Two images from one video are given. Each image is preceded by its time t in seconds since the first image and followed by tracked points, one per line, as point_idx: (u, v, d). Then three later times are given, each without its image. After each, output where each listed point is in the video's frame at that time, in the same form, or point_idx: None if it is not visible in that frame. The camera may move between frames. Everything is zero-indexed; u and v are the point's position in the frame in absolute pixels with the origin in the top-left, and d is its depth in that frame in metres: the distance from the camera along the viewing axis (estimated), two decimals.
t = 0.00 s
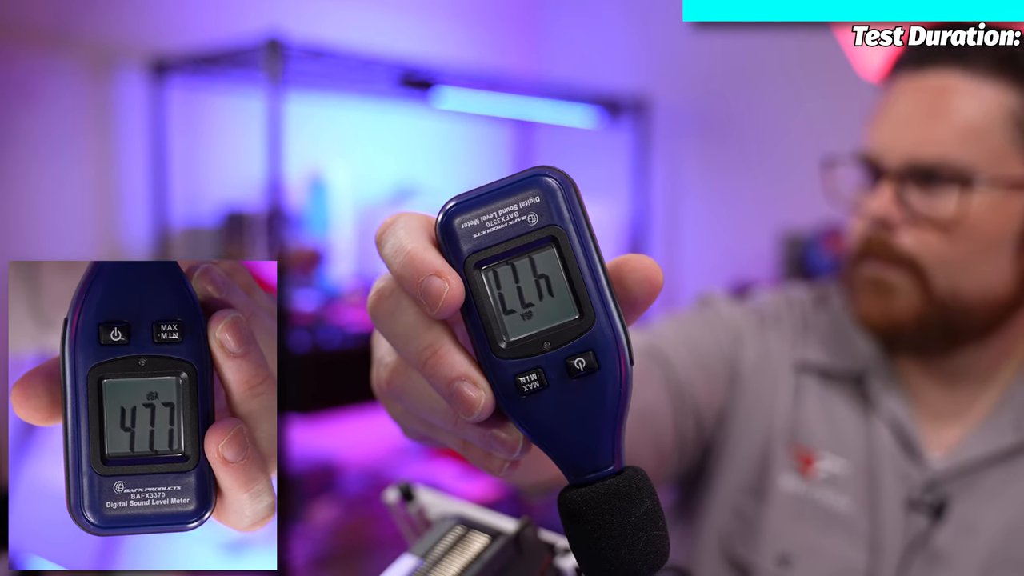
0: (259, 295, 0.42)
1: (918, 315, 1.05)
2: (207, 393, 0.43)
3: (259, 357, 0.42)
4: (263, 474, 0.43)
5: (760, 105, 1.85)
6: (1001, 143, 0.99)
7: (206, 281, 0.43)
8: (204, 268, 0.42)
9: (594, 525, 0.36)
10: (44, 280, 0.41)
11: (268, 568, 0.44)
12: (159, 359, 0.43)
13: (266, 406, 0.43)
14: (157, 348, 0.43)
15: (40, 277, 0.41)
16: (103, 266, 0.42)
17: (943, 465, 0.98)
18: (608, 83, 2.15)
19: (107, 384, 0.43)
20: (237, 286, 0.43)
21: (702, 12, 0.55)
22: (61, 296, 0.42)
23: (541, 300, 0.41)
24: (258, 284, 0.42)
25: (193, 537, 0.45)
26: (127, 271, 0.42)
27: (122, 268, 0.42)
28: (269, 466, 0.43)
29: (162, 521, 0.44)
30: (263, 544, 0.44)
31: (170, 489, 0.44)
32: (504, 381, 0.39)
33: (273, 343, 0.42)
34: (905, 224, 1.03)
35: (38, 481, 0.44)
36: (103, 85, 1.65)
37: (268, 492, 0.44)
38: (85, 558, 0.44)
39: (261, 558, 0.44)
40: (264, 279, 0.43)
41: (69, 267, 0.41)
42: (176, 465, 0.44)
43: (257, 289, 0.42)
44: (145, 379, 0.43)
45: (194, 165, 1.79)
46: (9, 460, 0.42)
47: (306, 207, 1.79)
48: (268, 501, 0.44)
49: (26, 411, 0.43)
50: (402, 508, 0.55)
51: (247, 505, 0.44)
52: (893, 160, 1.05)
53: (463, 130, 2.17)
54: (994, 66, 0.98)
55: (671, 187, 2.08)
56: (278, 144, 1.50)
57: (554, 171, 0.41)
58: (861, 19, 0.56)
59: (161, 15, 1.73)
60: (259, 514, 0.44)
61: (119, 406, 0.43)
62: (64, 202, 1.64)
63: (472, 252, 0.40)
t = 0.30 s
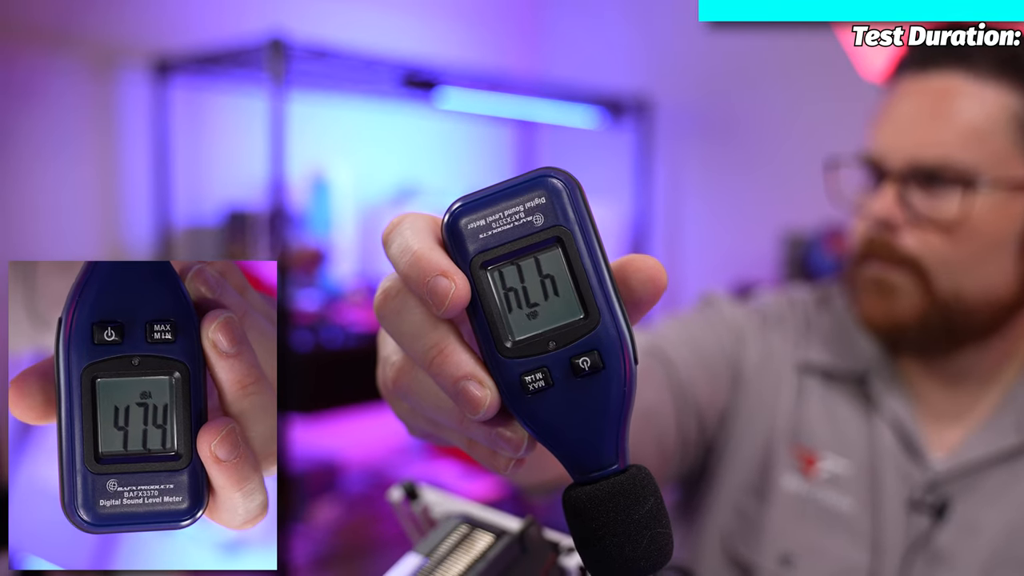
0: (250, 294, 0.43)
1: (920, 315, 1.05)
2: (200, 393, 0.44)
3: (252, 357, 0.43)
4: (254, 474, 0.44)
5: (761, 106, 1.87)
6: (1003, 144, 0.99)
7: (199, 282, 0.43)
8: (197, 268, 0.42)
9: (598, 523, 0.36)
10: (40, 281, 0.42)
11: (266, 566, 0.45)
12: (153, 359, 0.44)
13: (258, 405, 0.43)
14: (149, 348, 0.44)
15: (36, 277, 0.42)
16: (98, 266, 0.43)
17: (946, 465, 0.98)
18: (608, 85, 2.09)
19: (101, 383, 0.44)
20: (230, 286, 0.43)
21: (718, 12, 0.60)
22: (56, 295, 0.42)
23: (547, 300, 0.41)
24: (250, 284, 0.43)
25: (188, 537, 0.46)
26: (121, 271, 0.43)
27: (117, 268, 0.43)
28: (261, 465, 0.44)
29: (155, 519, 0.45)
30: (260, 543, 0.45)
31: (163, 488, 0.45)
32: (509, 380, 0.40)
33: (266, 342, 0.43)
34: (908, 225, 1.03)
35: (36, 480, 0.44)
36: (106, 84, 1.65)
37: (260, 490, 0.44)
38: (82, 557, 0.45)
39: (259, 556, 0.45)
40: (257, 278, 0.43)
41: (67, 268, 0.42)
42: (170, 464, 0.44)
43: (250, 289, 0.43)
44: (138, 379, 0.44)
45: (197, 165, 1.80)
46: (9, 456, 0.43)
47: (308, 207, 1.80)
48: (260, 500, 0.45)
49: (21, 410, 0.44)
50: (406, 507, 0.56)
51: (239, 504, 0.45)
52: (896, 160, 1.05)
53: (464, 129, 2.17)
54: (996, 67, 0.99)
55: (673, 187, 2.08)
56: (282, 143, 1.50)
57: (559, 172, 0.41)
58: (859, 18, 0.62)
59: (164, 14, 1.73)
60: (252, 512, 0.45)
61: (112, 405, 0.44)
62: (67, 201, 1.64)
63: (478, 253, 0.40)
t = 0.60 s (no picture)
0: (249, 297, 0.43)
1: (916, 316, 1.06)
2: (200, 394, 0.44)
3: (251, 359, 0.43)
4: (253, 475, 0.44)
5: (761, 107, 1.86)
6: (1001, 146, 1.00)
7: (198, 285, 0.43)
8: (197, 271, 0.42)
9: (596, 519, 0.37)
10: (40, 280, 0.42)
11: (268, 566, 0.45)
12: (153, 361, 0.43)
13: (258, 406, 0.44)
14: (150, 350, 0.43)
15: (36, 277, 0.42)
16: (99, 267, 0.43)
17: (942, 466, 0.99)
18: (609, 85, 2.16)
19: (101, 386, 0.44)
20: (229, 289, 0.43)
21: (736, 12, 0.60)
22: (57, 296, 0.42)
23: (544, 299, 0.41)
24: (249, 287, 0.43)
25: (188, 536, 0.45)
26: (122, 273, 0.43)
27: (117, 268, 0.43)
28: (260, 466, 0.44)
29: (155, 520, 0.45)
30: (260, 544, 0.45)
31: (162, 489, 0.45)
32: (507, 378, 0.40)
33: (265, 345, 0.43)
34: (904, 227, 1.04)
35: (34, 481, 0.44)
36: (107, 84, 1.66)
37: (259, 492, 0.45)
38: (81, 558, 0.45)
39: (260, 556, 0.45)
40: (256, 281, 0.43)
41: (65, 267, 0.42)
42: (169, 465, 0.44)
43: (249, 291, 0.43)
44: (138, 381, 0.44)
45: (197, 166, 1.80)
46: (8, 459, 0.43)
47: (307, 208, 1.80)
48: (260, 500, 0.45)
49: (22, 412, 0.43)
50: (405, 507, 0.56)
51: (238, 505, 0.45)
52: (892, 163, 1.05)
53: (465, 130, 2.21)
54: (990, 70, 0.99)
55: (672, 188, 2.09)
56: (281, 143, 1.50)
57: (557, 173, 0.41)
58: (858, 18, 0.63)
59: (164, 14, 1.73)
60: (251, 513, 0.45)
61: (113, 407, 0.44)
62: (67, 201, 1.65)
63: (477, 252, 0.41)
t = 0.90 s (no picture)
0: (258, 294, 0.43)
1: (909, 320, 1.06)
2: (209, 389, 0.44)
3: (259, 354, 0.43)
4: (262, 470, 0.44)
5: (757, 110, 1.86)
6: (993, 151, 1.00)
7: (207, 281, 0.44)
8: (205, 267, 0.43)
9: (586, 525, 0.37)
10: (45, 278, 0.42)
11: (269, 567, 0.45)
12: (163, 357, 0.44)
13: (265, 402, 0.44)
14: (159, 347, 0.44)
15: (40, 277, 0.42)
16: (108, 266, 0.43)
17: (935, 469, 0.99)
18: (605, 88, 2.17)
19: (112, 381, 0.44)
20: (237, 285, 0.44)
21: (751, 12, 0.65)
22: (63, 294, 0.42)
23: (535, 307, 0.42)
24: (257, 284, 0.43)
25: (193, 534, 0.46)
26: (131, 271, 0.44)
27: (126, 267, 0.44)
28: (268, 461, 0.44)
29: (164, 514, 0.45)
30: (262, 542, 0.45)
31: (172, 483, 0.45)
32: (499, 386, 0.40)
33: (273, 339, 0.43)
34: (896, 232, 1.05)
35: (38, 479, 0.44)
36: (103, 87, 1.66)
37: (267, 486, 0.45)
38: (84, 557, 0.46)
39: (261, 554, 0.45)
40: (263, 279, 0.44)
41: (71, 267, 0.42)
42: (179, 460, 0.45)
43: (256, 288, 0.43)
44: (148, 376, 0.44)
45: (192, 169, 1.80)
46: (9, 456, 0.43)
47: (304, 211, 1.79)
48: (268, 495, 0.45)
49: (32, 407, 0.44)
50: (399, 512, 0.56)
51: (247, 499, 0.45)
52: (884, 168, 1.06)
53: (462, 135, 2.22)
54: (983, 75, 1.00)
55: (667, 193, 2.11)
56: (277, 147, 1.50)
57: (547, 182, 0.42)
58: (858, 18, 0.68)
59: (161, 18, 1.73)
60: (259, 507, 0.45)
61: (123, 402, 0.44)
62: (63, 203, 1.65)
63: (468, 261, 0.41)
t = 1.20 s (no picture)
0: (260, 292, 0.43)
1: (906, 323, 1.06)
2: (213, 385, 0.45)
3: (263, 352, 0.44)
4: (265, 466, 0.45)
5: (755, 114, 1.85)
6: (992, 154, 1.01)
7: (210, 279, 0.44)
8: (209, 266, 0.43)
9: (581, 528, 0.37)
10: (48, 279, 0.43)
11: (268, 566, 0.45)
12: (167, 354, 0.44)
13: (268, 400, 0.44)
14: (163, 344, 0.44)
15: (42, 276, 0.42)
16: (111, 267, 0.44)
17: (932, 471, 0.99)
18: (605, 91, 2.26)
19: (116, 378, 0.45)
20: (241, 284, 0.43)
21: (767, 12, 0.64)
22: (66, 294, 0.43)
23: (531, 312, 0.42)
24: (261, 282, 0.43)
25: (194, 531, 0.46)
26: (136, 269, 0.44)
27: (127, 269, 0.44)
28: (271, 458, 0.44)
29: (169, 510, 0.46)
30: (262, 540, 0.45)
31: (176, 479, 0.45)
32: (495, 391, 0.41)
33: (274, 337, 0.43)
34: (893, 235, 1.05)
35: (39, 477, 0.45)
36: (101, 91, 1.67)
37: (270, 483, 0.45)
38: (85, 555, 0.46)
39: (261, 553, 0.45)
40: (267, 278, 0.43)
41: (74, 268, 0.43)
42: (183, 456, 0.45)
43: (260, 286, 0.43)
44: (152, 373, 0.45)
45: (192, 172, 1.81)
46: (9, 454, 0.43)
47: (303, 214, 1.80)
48: (271, 491, 0.45)
49: (36, 404, 0.44)
50: (397, 514, 0.57)
51: (250, 495, 0.45)
52: (882, 171, 1.06)
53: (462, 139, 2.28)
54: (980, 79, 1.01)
55: (666, 198, 2.12)
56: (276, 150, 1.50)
57: (543, 188, 0.42)
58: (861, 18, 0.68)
59: (159, 22, 1.74)
60: (262, 504, 0.45)
61: (127, 399, 0.45)
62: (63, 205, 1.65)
63: (464, 267, 0.41)
